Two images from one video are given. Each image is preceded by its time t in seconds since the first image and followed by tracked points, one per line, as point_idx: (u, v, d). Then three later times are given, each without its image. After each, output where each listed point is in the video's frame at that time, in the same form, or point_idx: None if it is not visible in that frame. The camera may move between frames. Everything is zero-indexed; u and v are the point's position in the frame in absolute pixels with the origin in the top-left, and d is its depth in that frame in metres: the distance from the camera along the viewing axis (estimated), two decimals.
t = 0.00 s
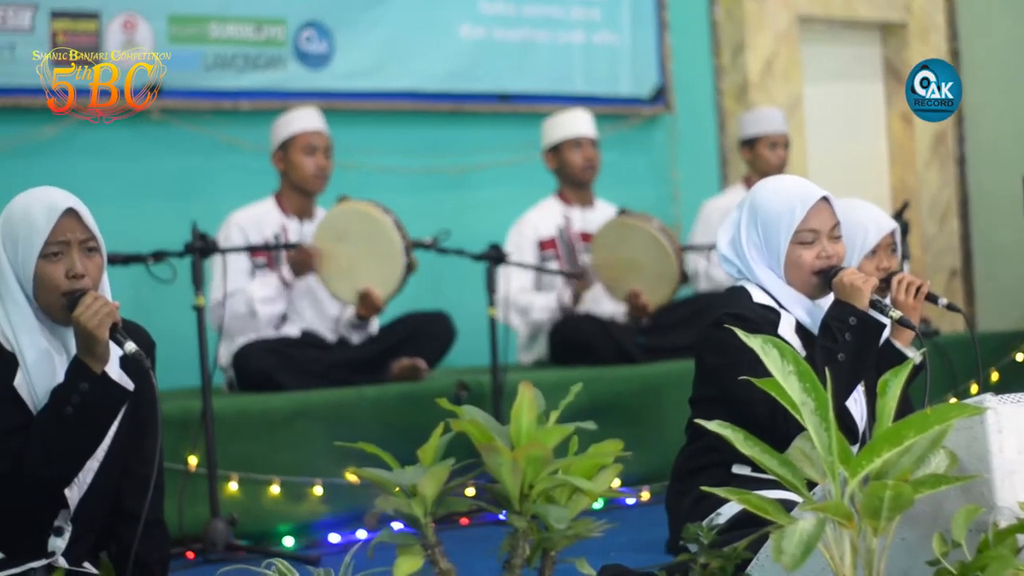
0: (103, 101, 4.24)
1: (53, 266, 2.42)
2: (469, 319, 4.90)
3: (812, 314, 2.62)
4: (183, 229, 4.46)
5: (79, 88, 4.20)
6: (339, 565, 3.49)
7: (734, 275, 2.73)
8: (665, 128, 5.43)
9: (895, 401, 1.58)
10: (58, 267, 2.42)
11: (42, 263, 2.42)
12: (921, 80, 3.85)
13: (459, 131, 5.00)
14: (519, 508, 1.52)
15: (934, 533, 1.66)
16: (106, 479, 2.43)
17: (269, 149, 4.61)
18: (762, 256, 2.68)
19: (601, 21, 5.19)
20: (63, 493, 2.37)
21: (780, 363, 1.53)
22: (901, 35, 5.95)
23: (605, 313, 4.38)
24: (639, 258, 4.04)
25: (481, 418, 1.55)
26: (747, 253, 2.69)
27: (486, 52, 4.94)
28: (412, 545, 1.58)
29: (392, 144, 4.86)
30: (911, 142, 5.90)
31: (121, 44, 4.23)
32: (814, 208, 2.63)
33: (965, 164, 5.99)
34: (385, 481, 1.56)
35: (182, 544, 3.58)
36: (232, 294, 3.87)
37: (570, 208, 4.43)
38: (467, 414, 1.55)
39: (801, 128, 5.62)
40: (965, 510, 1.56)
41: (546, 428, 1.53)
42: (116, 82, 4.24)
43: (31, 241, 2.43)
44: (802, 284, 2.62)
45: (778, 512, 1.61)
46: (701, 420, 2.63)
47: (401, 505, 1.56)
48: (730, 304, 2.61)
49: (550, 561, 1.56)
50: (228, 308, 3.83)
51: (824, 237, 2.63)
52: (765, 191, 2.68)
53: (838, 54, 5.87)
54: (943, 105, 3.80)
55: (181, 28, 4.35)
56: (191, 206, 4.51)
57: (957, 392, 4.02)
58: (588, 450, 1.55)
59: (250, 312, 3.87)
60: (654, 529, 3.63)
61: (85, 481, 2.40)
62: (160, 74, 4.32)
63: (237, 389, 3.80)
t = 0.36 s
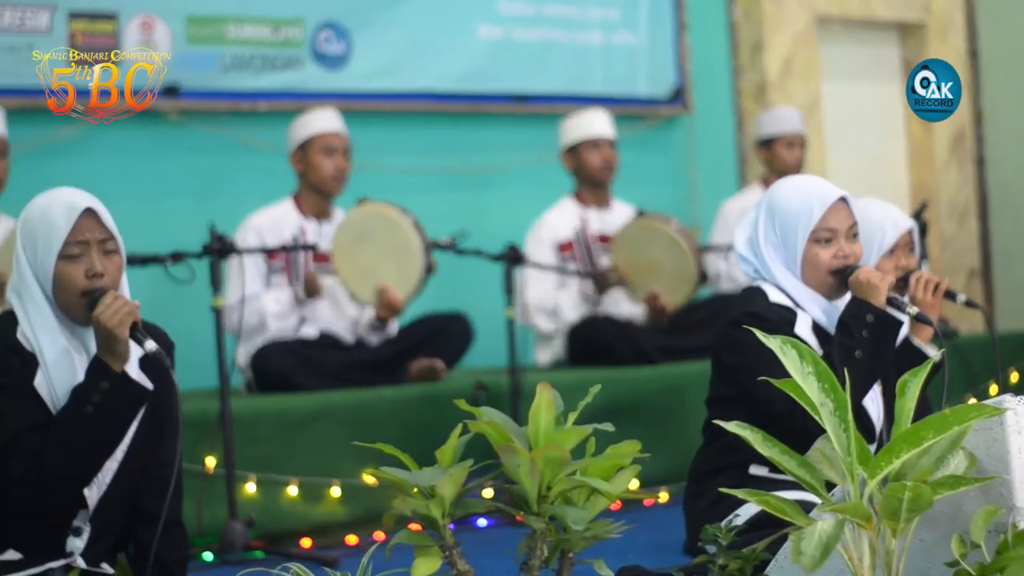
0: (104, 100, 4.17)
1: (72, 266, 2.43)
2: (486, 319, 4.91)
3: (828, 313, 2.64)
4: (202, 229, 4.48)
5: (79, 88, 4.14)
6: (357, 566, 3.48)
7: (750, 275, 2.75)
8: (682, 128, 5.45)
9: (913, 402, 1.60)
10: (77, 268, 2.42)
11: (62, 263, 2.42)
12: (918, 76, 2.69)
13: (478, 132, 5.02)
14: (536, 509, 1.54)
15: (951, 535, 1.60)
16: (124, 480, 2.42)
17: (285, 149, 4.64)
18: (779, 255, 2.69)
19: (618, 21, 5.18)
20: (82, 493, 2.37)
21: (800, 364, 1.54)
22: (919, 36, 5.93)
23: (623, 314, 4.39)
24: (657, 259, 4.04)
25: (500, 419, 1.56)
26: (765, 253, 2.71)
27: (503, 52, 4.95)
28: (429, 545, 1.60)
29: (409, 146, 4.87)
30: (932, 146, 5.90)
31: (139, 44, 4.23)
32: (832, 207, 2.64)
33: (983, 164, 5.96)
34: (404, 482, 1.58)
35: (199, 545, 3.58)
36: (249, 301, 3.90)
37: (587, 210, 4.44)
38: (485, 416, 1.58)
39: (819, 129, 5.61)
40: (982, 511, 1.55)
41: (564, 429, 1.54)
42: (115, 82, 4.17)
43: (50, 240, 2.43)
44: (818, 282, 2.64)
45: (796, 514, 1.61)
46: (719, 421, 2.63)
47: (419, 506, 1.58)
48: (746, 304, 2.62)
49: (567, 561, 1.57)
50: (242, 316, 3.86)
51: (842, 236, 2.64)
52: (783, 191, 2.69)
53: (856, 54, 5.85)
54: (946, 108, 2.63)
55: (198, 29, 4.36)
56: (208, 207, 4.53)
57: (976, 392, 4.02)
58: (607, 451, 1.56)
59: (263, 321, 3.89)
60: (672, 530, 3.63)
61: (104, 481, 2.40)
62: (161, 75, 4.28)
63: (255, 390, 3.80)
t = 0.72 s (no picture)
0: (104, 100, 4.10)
1: (83, 266, 2.44)
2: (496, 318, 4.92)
3: (832, 311, 2.66)
4: (212, 228, 4.50)
5: (79, 88, 4.11)
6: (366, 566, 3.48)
7: (756, 274, 2.72)
8: (692, 128, 5.47)
9: (923, 403, 1.61)
10: (87, 269, 2.44)
11: (72, 264, 2.44)
12: (918, 75, 2.29)
13: (487, 131, 5.03)
14: (547, 509, 1.55)
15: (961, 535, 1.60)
16: (136, 480, 2.43)
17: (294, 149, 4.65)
18: (784, 255, 2.68)
19: (629, 21, 5.17)
20: (92, 493, 2.38)
21: (810, 363, 1.55)
22: (931, 34, 5.85)
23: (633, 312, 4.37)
24: (668, 258, 4.05)
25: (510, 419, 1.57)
26: (771, 252, 2.69)
27: (513, 51, 4.95)
28: (439, 546, 1.60)
29: (417, 147, 4.89)
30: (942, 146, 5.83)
31: (149, 42, 4.22)
32: (837, 205, 2.64)
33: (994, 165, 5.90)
34: (414, 482, 1.58)
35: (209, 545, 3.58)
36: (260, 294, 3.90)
37: (598, 208, 4.45)
38: (495, 415, 1.59)
39: (830, 128, 5.59)
40: (993, 512, 1.55)
41: (574, 429, 1.55)
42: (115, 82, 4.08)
43: (61, 240, 2.44)
44: (825, 279, 2.64)
45: (807, 514, 1.61)
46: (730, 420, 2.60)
47: (428, 506, 1.57)
48: (752, 304, 2.61)
49: (578, 562, 1.57)
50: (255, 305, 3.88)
51: (846, 233, 2.64)
52: (786, 189, 2.67)
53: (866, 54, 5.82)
54: (947, 109, 2.24)
55: (208, 28, 4.35)
56: (218, 206, 4.56)
57: (987, 391, 4.01)
58: (617, 450, 1.56)
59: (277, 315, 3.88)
60: (681, 530, 3.62)
61: (113, 481, 2.41)
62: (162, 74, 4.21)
63: (265, 389, 3.79)
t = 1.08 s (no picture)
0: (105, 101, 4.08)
1: (90, 268, 2.43)
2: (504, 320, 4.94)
3: (827, 309, 2.62)
4: (221, 231, 4.53)
5: (79, 89, 4.08)
6: (374, 569, 3.47)
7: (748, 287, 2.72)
8: (699, 130, 5.59)
9: (933, 404, 1.54)
10: (94, 270, 2.43)
11: (79, 266, 2.43)
12: (917, 74, 2.13)
13: (494, 132, 5.06)
14: (554, 512, 1.51)
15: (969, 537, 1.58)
16: (141, 482, 2.42)
17: (302, 152, 4.68)
18: (771, 261, 2.68)
19: (637, 23, 5.17)
20: (98, 496, 2.37)
21: (818, 366, 1.49)
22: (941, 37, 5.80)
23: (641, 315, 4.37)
24: (678, 262, 4.04)
25: (518, 422, 1.54)
26: (757, 262, 2.69)
27: (521, 54, 4.95)
28: (447, 549, 1.58)
29: (423, 149, 4.92)
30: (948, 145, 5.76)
31: (159, 45, 4.23)
32: (814, 203, 2.66)
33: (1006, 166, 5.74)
34: (421, 485, 1.57)
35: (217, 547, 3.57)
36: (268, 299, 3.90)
37: (606, 210, 4.46)
38: (503, 418, 1.56)
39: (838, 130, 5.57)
40: (1001, 514, 1.54)
41: (582, 433, 1.53)
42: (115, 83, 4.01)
43: (68, 242, 2.43)
44: (817, 279, 2.65)
45: (815, 516, 1.57)
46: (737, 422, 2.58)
47: (436, 509, 1.56)
48: (748, 309, 2.62)
49: (585, 565, 1.54)
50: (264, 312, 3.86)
51: (830, 230, 2.66)
52: (762, 197, 2.70)
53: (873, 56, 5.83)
54: (947, 110, 2.08)
55: (214, 30, 4.35)
56: (227, 208, 4.58)
57: (994, 394, 4.01)
58: (623, 454, 1.54)
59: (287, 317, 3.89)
60: (688, 533, 3.62)
61: (120, 484, 2.40)
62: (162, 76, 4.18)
63: (273, 392, 3.79)
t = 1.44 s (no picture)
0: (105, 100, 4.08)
1: (105, 269, 2.44)
2: (519, 321, 4.94)
3: (842, 312, 2.63)
4: (236, 232, 4.54)
5: (80, 89, 4.09)
6: (389, 568, 3.46)
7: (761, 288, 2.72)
8: (715, 131, 5.52)
9: (949, 404, 1.53)
10: (109, 271, 2.43)
11: (94, 267, 2.43)
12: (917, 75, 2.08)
13: (508, 133, 5.06)
14: (569, 512, 1.51)
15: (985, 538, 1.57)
16: (155, 483, 2.43)
17: (317, 153, 4.68)
18: (785, 264, 2.67)
19: (651, 23, 5.20)
20: (114, 496, 2.39)
21: (833, 367, 1.48)
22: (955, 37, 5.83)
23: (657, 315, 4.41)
24: (694, 263, 4.06)
25: (532, 422, 1.53)
26: (770, 264, 2.69)
27: (537, 55, 4.96)
28: (461, 549, 1.57)
29: (437, 150, 4.93)
30: (965, 145, 5.63)
31: (173, 46, 4.26)
32: (827, 207, 2.64)
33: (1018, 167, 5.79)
34: (435, 485, 1.55)
35: (232, 547, 3.57)
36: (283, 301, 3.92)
37: (621, 211, 4.46)
38: (518, 418, 1.55)
39: (853, 131, 5.55)
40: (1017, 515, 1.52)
41: (597, 432, 1.52)
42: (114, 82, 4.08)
43: (83, 242, 2.44)
44: (831, 282, 2.63)
45: (830, 517, 1.56)
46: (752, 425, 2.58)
47: (451, 509, 1.55)
48: (763, 311, 2.60)
49: (601, 565, 1.54)
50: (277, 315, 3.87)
51: (843, 235, 2.64)
52: (775, 199, 2.69)
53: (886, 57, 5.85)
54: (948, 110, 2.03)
55: (229, 31, 4.36)
56: (243, 208, 4.60)
57: (1010, 395, 4.00)
58: (639, 454, 1.52)
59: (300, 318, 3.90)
60: (704, 533, 3.62)
61: (135, 485, 2.42)
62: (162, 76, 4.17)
63: (288, 391, 3.80)
